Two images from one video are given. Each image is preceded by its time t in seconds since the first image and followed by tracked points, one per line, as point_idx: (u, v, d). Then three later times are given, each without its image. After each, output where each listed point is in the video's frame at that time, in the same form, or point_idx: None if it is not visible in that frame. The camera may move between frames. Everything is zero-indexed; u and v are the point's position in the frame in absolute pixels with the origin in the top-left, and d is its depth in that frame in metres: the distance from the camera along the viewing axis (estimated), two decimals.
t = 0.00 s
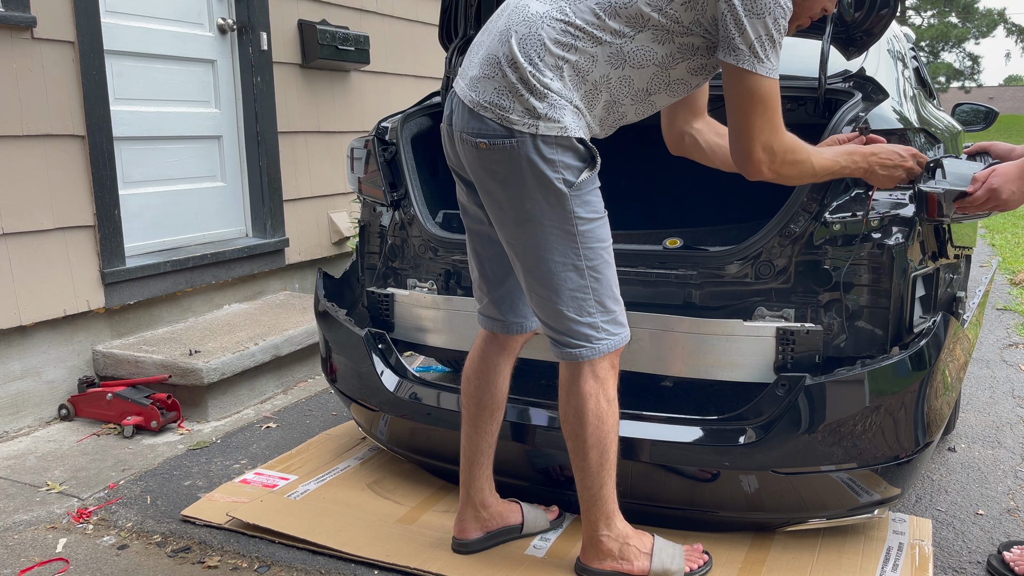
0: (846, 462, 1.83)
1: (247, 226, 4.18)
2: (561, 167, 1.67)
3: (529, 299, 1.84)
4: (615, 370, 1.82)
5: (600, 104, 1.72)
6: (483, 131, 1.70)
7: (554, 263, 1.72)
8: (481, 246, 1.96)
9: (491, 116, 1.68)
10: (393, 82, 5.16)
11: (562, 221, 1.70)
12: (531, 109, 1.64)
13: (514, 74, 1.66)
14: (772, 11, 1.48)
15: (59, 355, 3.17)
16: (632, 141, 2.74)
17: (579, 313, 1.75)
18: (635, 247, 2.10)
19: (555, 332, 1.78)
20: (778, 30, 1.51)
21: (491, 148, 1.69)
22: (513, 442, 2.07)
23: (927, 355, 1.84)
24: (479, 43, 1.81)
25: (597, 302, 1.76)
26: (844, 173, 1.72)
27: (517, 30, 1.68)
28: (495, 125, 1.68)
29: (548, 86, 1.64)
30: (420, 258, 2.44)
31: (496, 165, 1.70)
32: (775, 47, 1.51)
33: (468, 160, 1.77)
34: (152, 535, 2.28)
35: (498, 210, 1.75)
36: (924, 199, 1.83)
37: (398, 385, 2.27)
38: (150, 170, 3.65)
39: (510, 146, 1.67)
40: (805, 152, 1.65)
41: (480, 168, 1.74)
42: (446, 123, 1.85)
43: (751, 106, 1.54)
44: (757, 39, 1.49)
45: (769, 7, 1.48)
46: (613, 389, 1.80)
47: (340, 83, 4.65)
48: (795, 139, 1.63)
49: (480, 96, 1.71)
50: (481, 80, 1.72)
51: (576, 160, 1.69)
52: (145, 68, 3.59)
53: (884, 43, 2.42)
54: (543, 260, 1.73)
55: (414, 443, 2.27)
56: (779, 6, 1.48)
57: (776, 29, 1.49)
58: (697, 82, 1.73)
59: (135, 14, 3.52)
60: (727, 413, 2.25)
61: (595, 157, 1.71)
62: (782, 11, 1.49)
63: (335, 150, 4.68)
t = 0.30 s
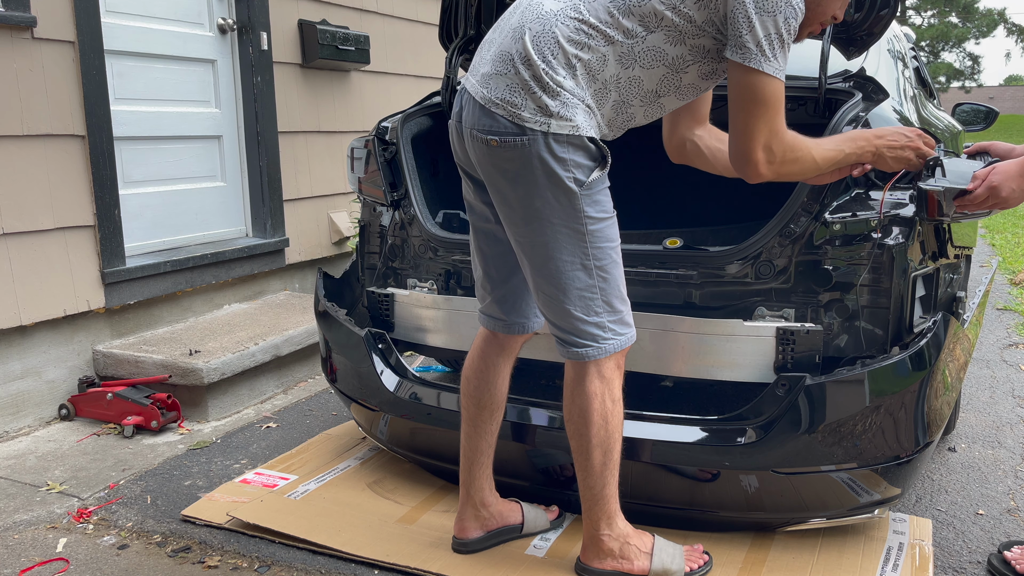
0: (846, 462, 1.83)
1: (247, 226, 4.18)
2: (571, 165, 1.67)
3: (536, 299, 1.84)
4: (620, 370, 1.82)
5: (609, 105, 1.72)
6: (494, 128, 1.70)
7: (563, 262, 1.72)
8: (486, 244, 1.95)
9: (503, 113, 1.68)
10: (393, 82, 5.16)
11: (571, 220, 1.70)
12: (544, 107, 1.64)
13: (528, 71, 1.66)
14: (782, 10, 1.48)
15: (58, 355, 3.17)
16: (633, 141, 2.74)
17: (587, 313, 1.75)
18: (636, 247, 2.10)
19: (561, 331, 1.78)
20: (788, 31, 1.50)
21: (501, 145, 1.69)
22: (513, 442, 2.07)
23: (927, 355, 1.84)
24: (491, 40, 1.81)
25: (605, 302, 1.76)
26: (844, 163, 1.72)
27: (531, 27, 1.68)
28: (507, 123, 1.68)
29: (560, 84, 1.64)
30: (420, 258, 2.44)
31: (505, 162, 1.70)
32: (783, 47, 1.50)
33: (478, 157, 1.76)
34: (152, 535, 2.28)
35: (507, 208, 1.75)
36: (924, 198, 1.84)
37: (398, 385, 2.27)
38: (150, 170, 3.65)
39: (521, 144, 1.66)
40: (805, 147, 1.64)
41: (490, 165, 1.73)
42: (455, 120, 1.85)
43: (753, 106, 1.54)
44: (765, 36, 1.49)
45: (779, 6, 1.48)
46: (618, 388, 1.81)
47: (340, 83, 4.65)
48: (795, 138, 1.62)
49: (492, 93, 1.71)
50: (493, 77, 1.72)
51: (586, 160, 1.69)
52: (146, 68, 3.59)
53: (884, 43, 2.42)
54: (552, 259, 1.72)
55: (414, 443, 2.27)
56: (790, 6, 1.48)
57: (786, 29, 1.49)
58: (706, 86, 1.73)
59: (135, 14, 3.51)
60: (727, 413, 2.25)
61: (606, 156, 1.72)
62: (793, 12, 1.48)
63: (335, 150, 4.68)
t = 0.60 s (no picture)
0: (846, 462, 1.83)
1: (247, 226, 4.18)
2: (579, 165, 1.67)
3: (541, 298, 1.84)
4: (626, 370, 1.83)
5: (617, 104, 1.72)
6: (501, 128, 1.70)
7: (570, 262, 1.72)
8: (492, 244, 1.96)
9: (510, 112, 1.68)
10: (393, 82, 5.16)
11: (578, 220, 1.70)
12: (551, 106, 1.64)
13: (535, 71, 1.66)
14: (792, 7, 1.48)
15: (58, 355, 3.17)
16: (632, 141, 2.74)
17: (593, 313, 1.75)
18: (636, 247, 2.10)
19: (568, 331, 1.78)
20: (798, 29, 1.50)
21: (508, 145, 1.68)
22: (514, 442, 2.07)
23: (927, 355, 1.84)
24: (498, 39, 1.81)
25: (611, 302, 1.76)
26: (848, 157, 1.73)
27: (539, 26, 1.68)
28: (514, 122, 1.67)
29: (568, 84, 1.64)
30: (420, 258, 2.44)
31: (512, 163, 1.70)
32: (793, 45, 1.50)
33: (485, 157, 1.76)
34: (152, 535, 2.28)
35: (514, 208, 1.75)
36: (925, 199, 1.85)
37: (398, 385, 2.27)
38: (150, 169, 3.65)
39: (528, 144, 1.66)
40: (814, 144, 1.64)
41: (497, 165, 1.73)
42: (462, 119, 1.85)
43: (762, 106, 1.54)
44: (775, 34, 1.49)
45: (789, 3, 1.48)
46: (623, 388, 1.81)
47: (340, 83, 4.65)
48: (803, 135, 1.62)
49: (499, 92, 1.71)
50: (500, 76, 1.71)
51: (594, 160, 1.69)
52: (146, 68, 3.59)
53: (884, 43, 2.42)
54: (558, 259, 1.72)
55: (414, 443, 2.27)
56: (799, 4, 1.48)
57: (796, 27, 1.49)
58: (714, 86, 1.73)
59: (136, 14, 3.52)
60: (726, 412, 2.25)
61: (613, 156, 1.72)
62: (803, 9, 1.48)
63: (335, 149, 4.68)
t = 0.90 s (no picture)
0: (846, 462, 1.83)
1: (247, 226, 4.18)
2: (581, 165, 1.67)
3: (543, 298, 1.84)
4: (627, 371, 1.83)
5: (619, 105, 1.72)
6: (504, 127, 1.70)
7: (571, 262, 1.72)
8: (494, 244, 1.96)
9: (513, 112, 1.68)
10: (393, 82, 5.16)
11: (580, 220, 1.70)
12: (554, 106, 1.64)
13: (539, 70, 1.66)
14: (795, 9, 1.48)
15: (58, 355, 3.17)
16: (632, 141, 2.74)
17: (594, 313, 1.75)
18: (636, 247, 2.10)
19: (569, 331, 1.78)
20: (801, 31, 1.51)
21: (511, 145, 1.68)
22: (514, 442, 2.07)
23: (927, 354, 1.84)
24: (501, 38, 1.81)
25: (612, 302, 1.76)
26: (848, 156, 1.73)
27: (543, 26, 1.68)
28: (517, 122, 1.67)
29: (571, 84, 1.64)
30: (420, 258, 2.44)
31: (515, 162, 1.70)
32: (797, 47, 1.51)
33: (487, 156, 1.76)
34: (152, 535, 2.27)
35: (516, 208, 1.75)
36: (924, 198, 1.85)
37: (398, 385, 2.27)
38: (150, 169, 3.65)
39: (531, 144, 1.66)
40: (816, 146, 1.64)
41: (499, 164, 1.73)
42: (464, 118, 1.84)
43: (765, 108, 1.54)
44: (779, 36, 1.49)
45: (793, 5, 1.48)
46: (624, 389, 1.81)
47: (340, 83, 4.64)
48: (806, 136, 1.62)
49: (502, 91, 1.70)
50: (503, 75, 1.71)
51: (596, 160, 1.69)
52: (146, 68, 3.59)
53: (884, 43, 2.42)
54: (560, 259, 1.72)
55: (414, 443, 2.27)
56: (803, 7, 1.49)
57: (800, 29, 1.49)
58: (717, 87, 1.73)
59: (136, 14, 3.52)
60: (726, 412, 2.25)
61: (615, 157, 1.72)
62: (807, 12, 1.49)
63: (335, 149, 4.68)
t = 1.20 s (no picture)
0: (846, 462, 1.83)
1: (247, 226, 4.18)
2: (582, 165, 1.67)
3: (543, 298, 1.84)
4: (627, 371, 1.83)
5: (620, 105, 1.72)
6: (504, 127, 1.69)
7: (572, 262, 1.72)
8: (494, 243, 1.95)
9: (513, 112, 1.68)
10: (393, 82, 5.16)
11: (580, 220, 1.70)
12: (555, 106, 1.64)
13: (539, 70, 1.66)
14: (796, 11, 1.48)
15: (58, 355, 3.17)
16: (632, 141, 2.74)
17: (594, 313, 1.75)
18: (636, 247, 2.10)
19: (569, 331, 1.78)
20: (801, 33, 1.51)
21: (511, 145, 1.68)
22: (514, 442, 2.07)
23: (927, 354, 1.84)
24: (502, 38, 1.81)
25: (612, 302, 1.76)
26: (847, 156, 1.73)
27: (543, 26, 1.68)
28: (518, 122, 1.67)
29: (572, 83, 1.64)
30: (420, 258, 2.44)
31: (516, 162, 1.70)
32: (797, 49, 1.51)
33: (488, 156, 1.76)
34: (152, 535, 2.28)
35: (516, 208, 1.75)
36: (925, 198, 1.85)
37: (398, 385, 2.27)
38: (150, 169, 3.65)
39: (531, 144, 1.66)
40: (816, 147, 1.64)
41: (500, 164, 1.73)
42: (465, 118, 1.84)
43: (764, 108, 1.54)
44: (779, 38, 1.49)
45: (793, 6, 1.48)
46: (624, 390, 1.81)
47: (339, 83, 4.64)
48: (805, 138, 1.62)
49: (503, 91, 1.70)
50: (504, 75, 1.71)
51: (597, 160, 1.69)
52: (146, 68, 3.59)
53: (884, 43, 2.42)
54: (560, 259, 1.72)
55: (414, 443, 2.27)
56: (804, 8, 1.49)
57: (800, 30, 1.49)
58: (717, 88, 1.73)
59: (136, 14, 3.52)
60: (726, 412, 2.25)
61: (616, 157, 1.72)
62: (807, 14, 1.49)
63: (335, 149, 4.68)
